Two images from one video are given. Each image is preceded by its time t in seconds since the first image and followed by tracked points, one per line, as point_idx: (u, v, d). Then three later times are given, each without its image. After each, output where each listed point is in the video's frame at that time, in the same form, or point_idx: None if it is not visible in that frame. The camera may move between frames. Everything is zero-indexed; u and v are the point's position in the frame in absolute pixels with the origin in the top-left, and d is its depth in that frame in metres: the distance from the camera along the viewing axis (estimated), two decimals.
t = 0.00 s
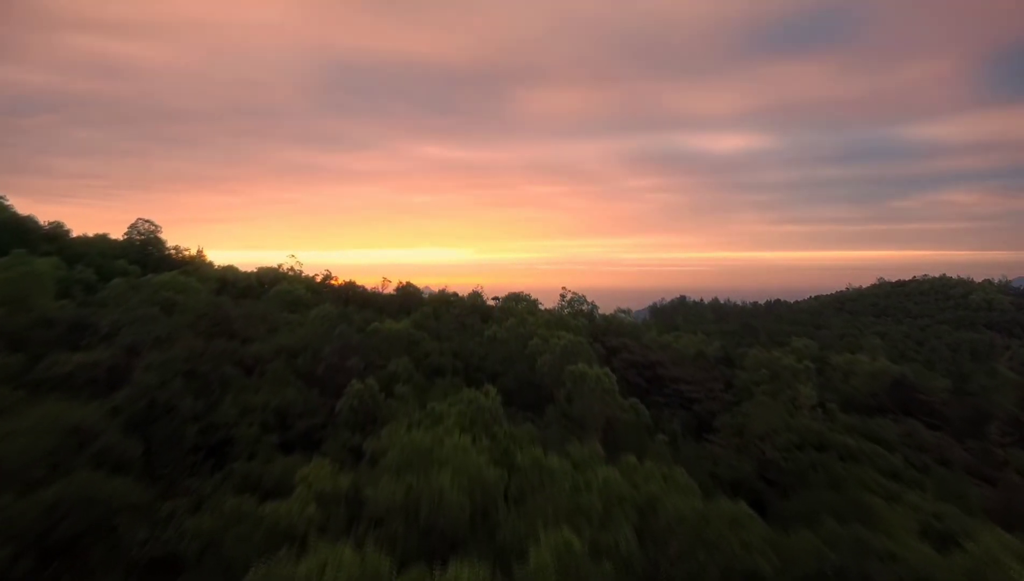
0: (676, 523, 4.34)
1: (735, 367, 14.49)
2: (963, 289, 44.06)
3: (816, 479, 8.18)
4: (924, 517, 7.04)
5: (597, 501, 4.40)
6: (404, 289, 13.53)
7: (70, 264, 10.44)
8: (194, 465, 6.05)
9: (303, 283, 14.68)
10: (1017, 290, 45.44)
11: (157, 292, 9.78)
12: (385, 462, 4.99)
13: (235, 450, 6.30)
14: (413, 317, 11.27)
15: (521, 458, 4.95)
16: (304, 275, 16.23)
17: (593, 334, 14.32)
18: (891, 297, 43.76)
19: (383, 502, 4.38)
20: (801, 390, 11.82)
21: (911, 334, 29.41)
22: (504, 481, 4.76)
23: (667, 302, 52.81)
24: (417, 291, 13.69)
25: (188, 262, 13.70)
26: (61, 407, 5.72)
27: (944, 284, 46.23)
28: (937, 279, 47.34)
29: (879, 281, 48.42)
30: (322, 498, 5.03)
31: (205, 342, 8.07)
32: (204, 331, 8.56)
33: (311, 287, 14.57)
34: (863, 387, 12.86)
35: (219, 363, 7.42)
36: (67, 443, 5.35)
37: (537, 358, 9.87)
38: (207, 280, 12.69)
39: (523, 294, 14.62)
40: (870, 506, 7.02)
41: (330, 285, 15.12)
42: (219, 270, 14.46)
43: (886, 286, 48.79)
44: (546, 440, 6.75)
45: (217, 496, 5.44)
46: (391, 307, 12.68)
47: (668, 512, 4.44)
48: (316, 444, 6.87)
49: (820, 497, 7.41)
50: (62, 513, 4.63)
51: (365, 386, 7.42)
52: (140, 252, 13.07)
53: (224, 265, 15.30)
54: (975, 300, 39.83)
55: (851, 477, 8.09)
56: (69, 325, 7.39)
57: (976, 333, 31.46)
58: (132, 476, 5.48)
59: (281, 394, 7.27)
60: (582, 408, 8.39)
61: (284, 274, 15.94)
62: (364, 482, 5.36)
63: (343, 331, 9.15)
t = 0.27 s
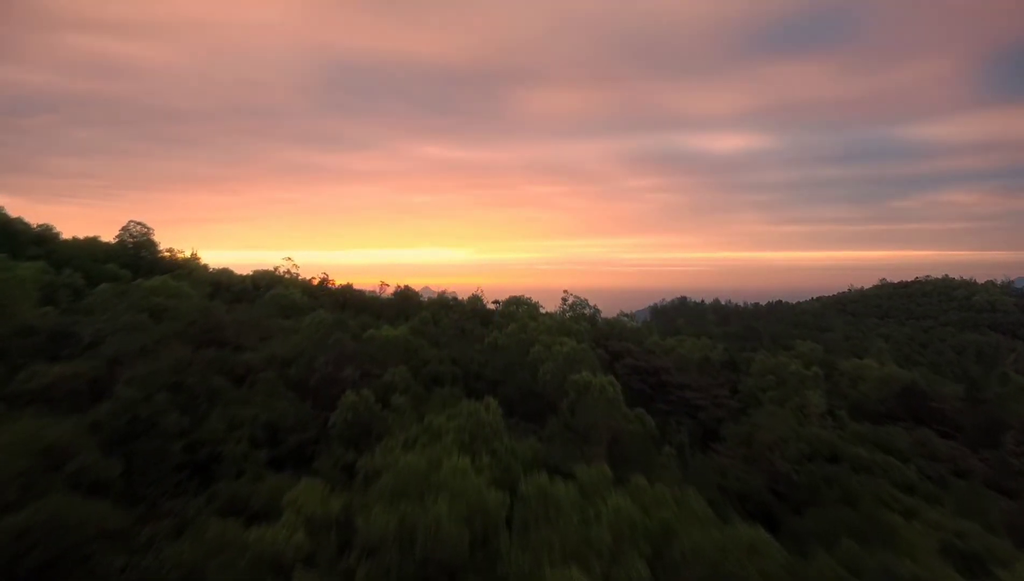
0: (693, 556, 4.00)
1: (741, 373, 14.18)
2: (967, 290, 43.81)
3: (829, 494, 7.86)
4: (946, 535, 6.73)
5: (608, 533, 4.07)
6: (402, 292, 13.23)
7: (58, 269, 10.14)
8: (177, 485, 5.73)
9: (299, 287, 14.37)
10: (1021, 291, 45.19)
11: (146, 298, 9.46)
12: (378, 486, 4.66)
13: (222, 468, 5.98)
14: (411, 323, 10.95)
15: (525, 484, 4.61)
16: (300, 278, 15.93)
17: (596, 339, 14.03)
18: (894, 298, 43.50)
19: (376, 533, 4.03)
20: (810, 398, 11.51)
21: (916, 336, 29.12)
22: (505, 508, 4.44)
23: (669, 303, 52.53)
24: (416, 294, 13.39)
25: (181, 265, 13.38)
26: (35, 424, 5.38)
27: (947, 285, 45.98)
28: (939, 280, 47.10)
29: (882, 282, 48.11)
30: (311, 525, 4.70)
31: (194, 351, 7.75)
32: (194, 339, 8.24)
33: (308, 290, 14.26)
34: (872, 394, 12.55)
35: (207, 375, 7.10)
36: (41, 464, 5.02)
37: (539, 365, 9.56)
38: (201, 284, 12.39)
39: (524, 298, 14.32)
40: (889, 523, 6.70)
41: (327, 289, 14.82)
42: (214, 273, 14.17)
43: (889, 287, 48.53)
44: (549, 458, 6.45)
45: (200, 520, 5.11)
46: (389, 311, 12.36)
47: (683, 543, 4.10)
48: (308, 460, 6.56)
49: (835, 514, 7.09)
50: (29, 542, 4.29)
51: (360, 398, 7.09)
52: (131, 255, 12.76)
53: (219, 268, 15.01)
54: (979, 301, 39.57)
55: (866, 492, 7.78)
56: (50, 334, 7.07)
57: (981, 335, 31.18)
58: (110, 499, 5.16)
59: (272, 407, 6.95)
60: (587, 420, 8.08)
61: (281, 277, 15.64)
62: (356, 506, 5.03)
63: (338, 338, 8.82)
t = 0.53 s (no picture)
0: None
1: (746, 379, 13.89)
2: (969, 291, 43.57)
3: (843, 510, 7.58)
4: (969, 555, 6.41)
5: (619, 569, 3.76)
6: (400, 296, 12.93)
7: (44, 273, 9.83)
8: (160, 505, 5.40)
9: (296, 290, 14.08)
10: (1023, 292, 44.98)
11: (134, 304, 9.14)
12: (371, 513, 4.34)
13: (208, 487, 5.65)
14: (409, 328, 10.65)
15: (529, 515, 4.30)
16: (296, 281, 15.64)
17: (598, 345, 13.74)
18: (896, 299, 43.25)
19: (369, 567, 3.70)
20: (819, 405, 11.21)
21: (920, 338, 28.87)
22: (508, 537, 4.14)
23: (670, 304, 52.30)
24: (414, 298, 13.08)
25: (174, 268, 13.06)
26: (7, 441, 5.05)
27: (950, 286, 45.76)
28: (942, 281, 46.87)
29: (884, 284, 47.87)
30: (299, 554, 4.37)
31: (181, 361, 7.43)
32: (182, 348, 7.92)
33: (304, 294, 13.96)
34: (882, 401, 12.25)
35: (194, 386, 6.78)
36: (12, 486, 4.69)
37: (541, 374, 9.25)
38: (193, 288, 12.09)
39: (525, 302, 14.03)
40: (909, 543, 6.39)
41: (323, 292, 14.52)
42: (208, 277, 13.87)
43: (891, 288, 48.32)
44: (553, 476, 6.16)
45: (183, 546, 4.79)
46: (387, 316, 12.06)
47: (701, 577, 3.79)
48: (299, 477, 6.25)
49: (853, 534, 6.78)
50: None
51: (354, 411, 6.79)
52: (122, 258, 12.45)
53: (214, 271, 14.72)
54: (982, 303, 39.32)
55: (882, 506, 7.48)
56: (30, 344, 6.74)
57: (985, 337, 30.93)
58: (86, 523, 4.82)
59: (262, 420, 6.64)
60: (591, 432, 7.78)
61: (277, 280, 15.35)
62: (348, 532, 4.73)
63: (333, 346, 8.52)
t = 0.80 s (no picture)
0: None
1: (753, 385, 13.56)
2: (973, 293, 43.28)
3: (858, 527, 7.27)
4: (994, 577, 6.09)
5: None
6: (398, 300, 12.61)
7: (29, 278, 9.51)
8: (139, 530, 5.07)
9: (291, 294, 13.75)
10: None
11: (121, 310, 8.82)
12: (363, 544, 4.03)
13: (191, 510, 5.33)
14: (407, 334, 10.33)
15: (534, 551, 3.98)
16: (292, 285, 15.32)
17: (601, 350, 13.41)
18: (899, 301, 42.96)
19: None
20: (829, 414, 10.90)
21: (925, 341, 28.57)
22: (510, 573, 3.82)
23: (671, 306, 52.00)
24: (412, 303, 12.76)
25: (166, 272, 12.73)
26: None
27: (953, 288, 45.47)
28: (945, 283, 46.60)
29: (887, 285, 47.53)
30: None
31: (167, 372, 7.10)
32: (168, 358, 7.59)
33: (299, 298, 13.62)
34: (893, 408, 11.93)
35: (179, 399, 6.46)
36: None
37: (544, 383, 8.95)
38: (186, 292, 11.78)
39: (526, 306, 13.72)
40: (931, 565, 6.08)
41: (320, 296, 14.21)
42: (201, 280, 13.56)
43: (894, 290, 48.05)
44: (556, 497, 5.86)
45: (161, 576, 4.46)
46: (384, 321, 11.73)
47: None
48: (289, 497, 5.93)
49: (871, 556, 6.46)
50: None
51: (348, 427, 6.47)
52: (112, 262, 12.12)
53: (208, 274, 14.42)
54: (986, 305, 39.05)
55: (900, 523, 7.16)
56: (7, 355, 6.41)
57: (990, 340, 30.64)
58: (58, 551, 4.49)
59: (250, 436, 6.32)
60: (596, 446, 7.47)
61: (272, 283, 15.03)
62: (339, 563, 4.41)
63: (327, 355, 8.19)
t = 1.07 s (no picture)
0: None
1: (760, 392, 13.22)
2: (976, 294, 42.97)
3: (877, 546, 6.94)
4: None
5: None
6: (395, 305, 12.28)
7: (13, 284, 9.18)
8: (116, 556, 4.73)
9: (287, 298, 13.41)
10: None
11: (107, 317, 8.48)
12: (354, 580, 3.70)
13: (172, 534, 4.99)
14: (404, 341, 9.99)
15: None
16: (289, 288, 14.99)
17: (604, 356, 13.06)
18: (902, 302, 42.65)
19: None
20: (839, 423, 10.57)
21: (929, 343, 28.25)
22: None
23: (672, 307, 51.74)
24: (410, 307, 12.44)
25: (157, 275, 12.39)
26: None
27: (956, 289, 45.13)
28: (948, 284, 46.28)
29: (889, 286, 47.20)
30: None
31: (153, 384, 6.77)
32: (154, 368, 7.25)
33: (295, 302, 13.29)
34: (904, 415, 11.59)
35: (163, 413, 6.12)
36: None
37: (546, 393, 8.62)
38: (178, 296, 11.45)
39: (527, 311, 13.40)
40: None
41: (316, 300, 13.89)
42: (195, 283, 13.24)
43: (896, 290, 47.74)
44: (561, 518, 5.53)
45: None
46: (381, 326, 11.39)
47: None
48: (278, 517, 5.59)
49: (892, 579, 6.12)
50: None
51: (342, 442, 6.15)
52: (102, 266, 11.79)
53: (202, 277, 14.10)
54: (989, 306, 38.72)
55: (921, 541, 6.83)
56: None
57: (995, 342, 30.33)
58: None
59: (238, 452, 5.99)
60: (601, 460, 7.15)
61: (268, 287, 14.71)
62: None
63: (321, 364, 7.86)
